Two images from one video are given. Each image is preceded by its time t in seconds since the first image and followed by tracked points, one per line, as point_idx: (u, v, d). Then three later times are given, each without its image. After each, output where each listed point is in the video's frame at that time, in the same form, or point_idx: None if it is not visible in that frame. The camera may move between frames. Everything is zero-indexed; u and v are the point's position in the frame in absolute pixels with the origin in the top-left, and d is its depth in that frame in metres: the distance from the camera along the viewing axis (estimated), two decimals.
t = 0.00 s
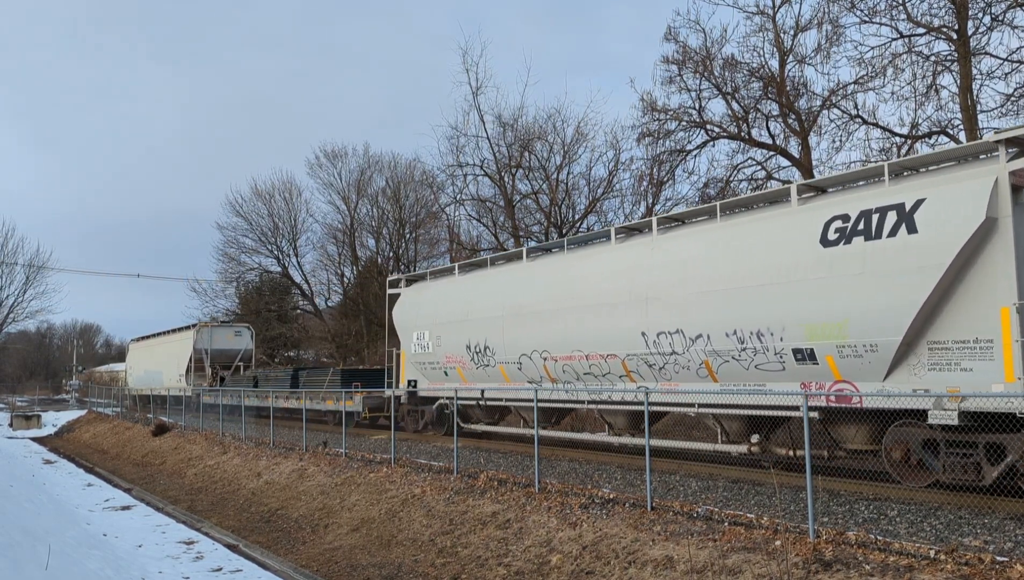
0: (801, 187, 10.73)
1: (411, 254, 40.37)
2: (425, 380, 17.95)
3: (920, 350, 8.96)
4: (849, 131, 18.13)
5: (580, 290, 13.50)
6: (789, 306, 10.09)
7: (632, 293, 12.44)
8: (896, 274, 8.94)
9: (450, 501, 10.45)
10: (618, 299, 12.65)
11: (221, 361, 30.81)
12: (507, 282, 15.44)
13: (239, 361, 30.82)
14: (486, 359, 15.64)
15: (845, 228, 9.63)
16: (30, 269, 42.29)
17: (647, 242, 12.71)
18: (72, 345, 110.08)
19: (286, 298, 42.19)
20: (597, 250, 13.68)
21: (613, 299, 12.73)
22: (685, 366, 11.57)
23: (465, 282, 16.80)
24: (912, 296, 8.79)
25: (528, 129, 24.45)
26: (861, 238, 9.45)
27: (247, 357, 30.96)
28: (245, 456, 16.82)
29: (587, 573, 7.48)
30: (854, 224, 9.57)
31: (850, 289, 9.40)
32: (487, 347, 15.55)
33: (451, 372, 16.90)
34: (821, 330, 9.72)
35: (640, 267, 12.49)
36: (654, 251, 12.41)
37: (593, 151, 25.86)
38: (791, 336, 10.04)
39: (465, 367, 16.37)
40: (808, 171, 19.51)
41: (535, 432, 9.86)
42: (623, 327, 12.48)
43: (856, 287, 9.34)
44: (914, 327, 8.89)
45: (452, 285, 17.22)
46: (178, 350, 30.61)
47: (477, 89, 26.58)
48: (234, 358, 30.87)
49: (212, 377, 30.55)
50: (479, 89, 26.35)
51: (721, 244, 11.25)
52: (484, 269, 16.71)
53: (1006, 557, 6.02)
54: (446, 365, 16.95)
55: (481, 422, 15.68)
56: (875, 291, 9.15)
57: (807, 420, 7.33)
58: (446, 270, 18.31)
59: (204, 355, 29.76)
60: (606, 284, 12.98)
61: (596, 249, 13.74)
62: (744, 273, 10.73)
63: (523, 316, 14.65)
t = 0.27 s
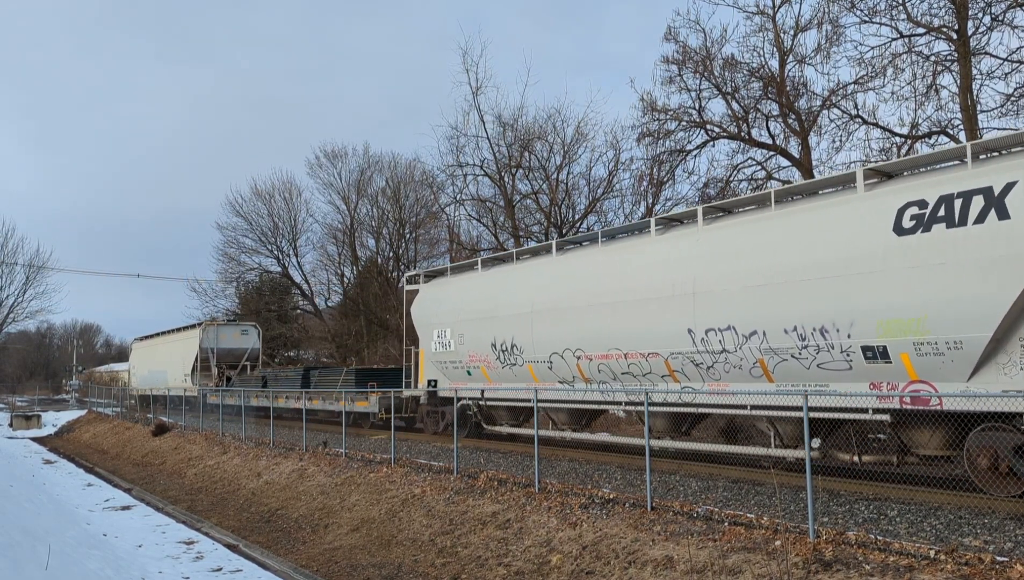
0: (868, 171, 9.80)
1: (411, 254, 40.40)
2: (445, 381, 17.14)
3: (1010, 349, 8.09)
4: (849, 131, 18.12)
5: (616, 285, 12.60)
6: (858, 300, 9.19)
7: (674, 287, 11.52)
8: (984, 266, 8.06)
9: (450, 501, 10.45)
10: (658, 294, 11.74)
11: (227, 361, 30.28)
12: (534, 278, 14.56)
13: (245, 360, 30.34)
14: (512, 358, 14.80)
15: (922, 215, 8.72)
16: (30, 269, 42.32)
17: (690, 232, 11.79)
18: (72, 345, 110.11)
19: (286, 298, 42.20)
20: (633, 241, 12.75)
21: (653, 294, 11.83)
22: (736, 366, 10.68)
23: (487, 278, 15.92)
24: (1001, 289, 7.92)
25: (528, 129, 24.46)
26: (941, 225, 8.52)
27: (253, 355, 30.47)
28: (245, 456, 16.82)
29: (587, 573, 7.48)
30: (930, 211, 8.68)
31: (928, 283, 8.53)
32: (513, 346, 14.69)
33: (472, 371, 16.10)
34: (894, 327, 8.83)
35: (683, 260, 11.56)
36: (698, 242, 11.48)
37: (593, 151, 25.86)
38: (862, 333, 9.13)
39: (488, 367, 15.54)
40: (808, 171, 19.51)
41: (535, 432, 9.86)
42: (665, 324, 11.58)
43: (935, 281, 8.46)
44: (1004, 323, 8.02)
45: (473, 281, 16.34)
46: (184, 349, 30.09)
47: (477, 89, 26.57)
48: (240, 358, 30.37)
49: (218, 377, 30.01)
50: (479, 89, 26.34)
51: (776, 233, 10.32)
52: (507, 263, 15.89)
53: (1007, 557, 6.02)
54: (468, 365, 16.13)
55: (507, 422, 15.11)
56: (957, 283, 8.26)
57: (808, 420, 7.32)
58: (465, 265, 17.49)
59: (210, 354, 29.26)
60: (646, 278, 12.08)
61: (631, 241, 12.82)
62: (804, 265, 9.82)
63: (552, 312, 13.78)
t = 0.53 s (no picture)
0: (945, 155, 8.79)
1: (411, 254, 40.42)
2: (469, 380, 16.43)
3: None
4: (849, 131, 18.11)
5: (659, 278, 11.79)
6: (896, 296, 8.70)
7: (724, 280, 10.73)
8: None
9: (450, 501, 10.45)
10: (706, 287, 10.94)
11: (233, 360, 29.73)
12: (566, 272, 13.81)
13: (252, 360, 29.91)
14: (542, 356, 14.05)
15: (1015, 199, 7.78)
16: (30, 269, 42.34)
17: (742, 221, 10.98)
18: (72, 345, 110.13)
19: (286, 298, 42.20)
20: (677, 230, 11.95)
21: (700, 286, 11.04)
22: (794, 364, 9.87)
23: (516, 273, 15.20)
24: None
25: (528, 129, 24.47)
26: None
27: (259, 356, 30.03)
28: (245, 456, 16.82)
29: (587, 573, 7.48)
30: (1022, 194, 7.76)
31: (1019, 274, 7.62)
32: (544, 343, 13.93)
33: (498, 371, 15.41)
34: (981, 323, 7.93)
35: (735, 250, 10.76)
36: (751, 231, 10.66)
37: (593, 151, 25.85)
38: (942, 329, 8.25)
39: (516, 366, 14.83)
40: (808, 171, 19.51)
41: (535, 432, 9.86)
42: (713, 320, 10.78)
43: None
44: None
45: (501, 276, 15.64)
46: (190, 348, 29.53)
47: (477, 89, 26.56)
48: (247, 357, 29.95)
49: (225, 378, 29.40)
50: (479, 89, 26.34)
51: (841, 220, 9.47)
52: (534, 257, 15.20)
53: (1007, 557, 6.02)
54: (494, 364, 15.42)
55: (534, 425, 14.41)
56: (1002, 278, 7.74)
57: (808, 420, 7.31)
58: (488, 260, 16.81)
59: (216, 354, 28.82)
60: (691, 270, 11.29)
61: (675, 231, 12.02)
62: (876, 254, 8.98)
63: (587, 309, 13.03)
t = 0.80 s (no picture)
0: None
1: (411, 254, 40.44)
2: (493, 380, 15.63)
3: None
4: (849, 131, 18.11)
5: (709, 271, 10.99)
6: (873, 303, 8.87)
7: (785, 273, 9.93)
8: None
9: (450, 501, 10.45)
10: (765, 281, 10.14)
11: (240, 360, 29.33)
12: (603, 266, 13.03)
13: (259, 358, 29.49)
14: (576, 355, 13.21)
15: None
16: (30, 269, 42.34)
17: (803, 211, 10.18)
18: (72, 345, 110.14)
19: (286, 298, 42.19)
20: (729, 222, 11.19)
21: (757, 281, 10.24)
22: (864, 363, 9.04)
23: (548, 268, 14.43)
24: None
25: (528, 129, 24.47)
26: None
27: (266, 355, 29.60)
28: (245, 456, 16.82)
29: (587, 573, 7.48)
30: None
31: None
32: (579, 341, 13.11)
33: (526, 370, 14.59)
34: None
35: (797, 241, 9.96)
36: (813, 222, 9.86)
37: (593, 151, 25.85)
38: None
39: (545, 365, 14.00)
40: (808, 171, 19.50)
41: (535, 432, 9.87)
42: (772, 315, 9.98)
43: None
44: None
45: (530, 272, 14.88)
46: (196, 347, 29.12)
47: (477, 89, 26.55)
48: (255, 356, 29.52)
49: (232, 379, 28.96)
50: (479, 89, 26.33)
51: (921, 206, 8.66)
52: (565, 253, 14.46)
53: (1007, 557, 6.02)
54: (521, 363, 14.62)
55: (565, 427, 13.63)
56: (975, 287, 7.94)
57: (808, 420, 7.30)
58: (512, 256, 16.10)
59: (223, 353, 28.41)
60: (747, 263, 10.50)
61: (726, 223, 11.25)
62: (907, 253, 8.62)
63: (627, 304, 12.23)
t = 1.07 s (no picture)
0: None
1: (411, 254, 40.46)
2: (520, 380, 14.95)
3: None
4: (849, 131, 18.12)
5: (770, 262, 10.28)
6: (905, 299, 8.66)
7: (853, 264, 9.23)
8: None
9: (450, 501, 10.45)
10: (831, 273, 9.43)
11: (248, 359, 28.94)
12: (645, 260, 12.32)
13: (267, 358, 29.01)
14: (613, 354, 12.53)
15: None
16: (30, 269, 42.35)
17: (872, 199, 9.49)
18: (72, 345, 110.12)
19: (286, 298, 42.19)
20: (788, 211, 10.47)
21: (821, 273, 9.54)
22: (946, 362, 8.34)
23: (582, 261, 13.70)
24: None
25: (528, 129, 24.48)
26: None
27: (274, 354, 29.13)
28: (245, 456, 16.82)
29: (587, 573, 7.49)
30: None
31: None
32: (617, 339, 12.43)
33: (557, 370, 13.89)
34: None
35: (868, 230, 9.27)
36: (887, 210, 9.18)
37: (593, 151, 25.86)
38: None
39: (579, 364, 13.28)
40: (808, 171, 19.51)
41: (535, 432, 9.87)
42: (838, 309, 9.29)
43: None
44: None
45: (561, 266, 14.19)
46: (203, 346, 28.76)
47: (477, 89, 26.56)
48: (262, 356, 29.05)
49: (239, 379, 28.57)
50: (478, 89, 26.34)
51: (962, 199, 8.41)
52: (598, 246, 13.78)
53: (1007, 557, 6.02)
54: (552, 362, 13.93)
55: (595, 430, 12.89)
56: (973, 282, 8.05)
57: (808, 420, 7.30)
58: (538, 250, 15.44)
59: (231, 353, 27.96)
60: (810, 254, 9.79)
61: (784, 212, 10.54)
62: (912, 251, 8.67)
63: (671, 299, 11.54)
